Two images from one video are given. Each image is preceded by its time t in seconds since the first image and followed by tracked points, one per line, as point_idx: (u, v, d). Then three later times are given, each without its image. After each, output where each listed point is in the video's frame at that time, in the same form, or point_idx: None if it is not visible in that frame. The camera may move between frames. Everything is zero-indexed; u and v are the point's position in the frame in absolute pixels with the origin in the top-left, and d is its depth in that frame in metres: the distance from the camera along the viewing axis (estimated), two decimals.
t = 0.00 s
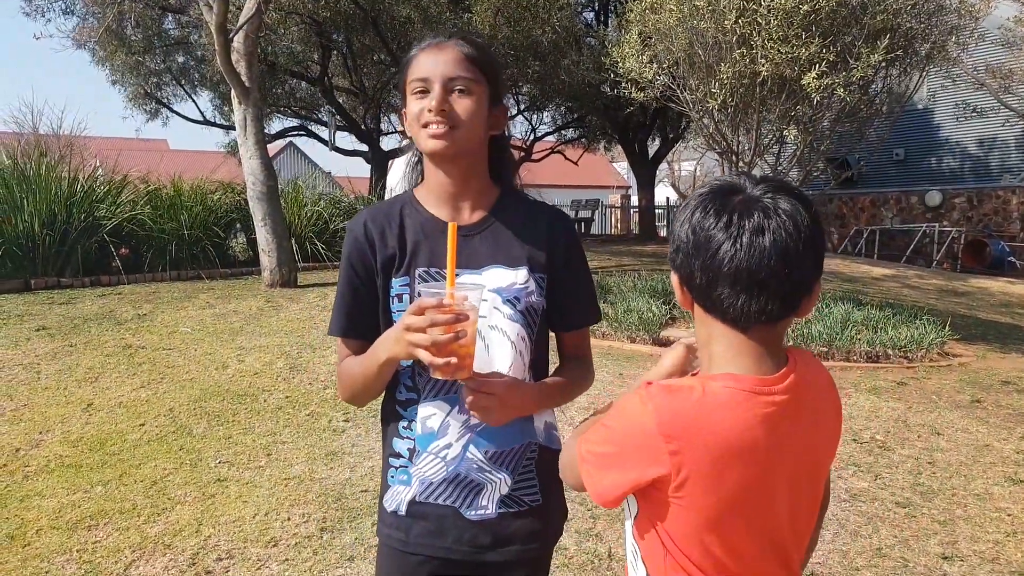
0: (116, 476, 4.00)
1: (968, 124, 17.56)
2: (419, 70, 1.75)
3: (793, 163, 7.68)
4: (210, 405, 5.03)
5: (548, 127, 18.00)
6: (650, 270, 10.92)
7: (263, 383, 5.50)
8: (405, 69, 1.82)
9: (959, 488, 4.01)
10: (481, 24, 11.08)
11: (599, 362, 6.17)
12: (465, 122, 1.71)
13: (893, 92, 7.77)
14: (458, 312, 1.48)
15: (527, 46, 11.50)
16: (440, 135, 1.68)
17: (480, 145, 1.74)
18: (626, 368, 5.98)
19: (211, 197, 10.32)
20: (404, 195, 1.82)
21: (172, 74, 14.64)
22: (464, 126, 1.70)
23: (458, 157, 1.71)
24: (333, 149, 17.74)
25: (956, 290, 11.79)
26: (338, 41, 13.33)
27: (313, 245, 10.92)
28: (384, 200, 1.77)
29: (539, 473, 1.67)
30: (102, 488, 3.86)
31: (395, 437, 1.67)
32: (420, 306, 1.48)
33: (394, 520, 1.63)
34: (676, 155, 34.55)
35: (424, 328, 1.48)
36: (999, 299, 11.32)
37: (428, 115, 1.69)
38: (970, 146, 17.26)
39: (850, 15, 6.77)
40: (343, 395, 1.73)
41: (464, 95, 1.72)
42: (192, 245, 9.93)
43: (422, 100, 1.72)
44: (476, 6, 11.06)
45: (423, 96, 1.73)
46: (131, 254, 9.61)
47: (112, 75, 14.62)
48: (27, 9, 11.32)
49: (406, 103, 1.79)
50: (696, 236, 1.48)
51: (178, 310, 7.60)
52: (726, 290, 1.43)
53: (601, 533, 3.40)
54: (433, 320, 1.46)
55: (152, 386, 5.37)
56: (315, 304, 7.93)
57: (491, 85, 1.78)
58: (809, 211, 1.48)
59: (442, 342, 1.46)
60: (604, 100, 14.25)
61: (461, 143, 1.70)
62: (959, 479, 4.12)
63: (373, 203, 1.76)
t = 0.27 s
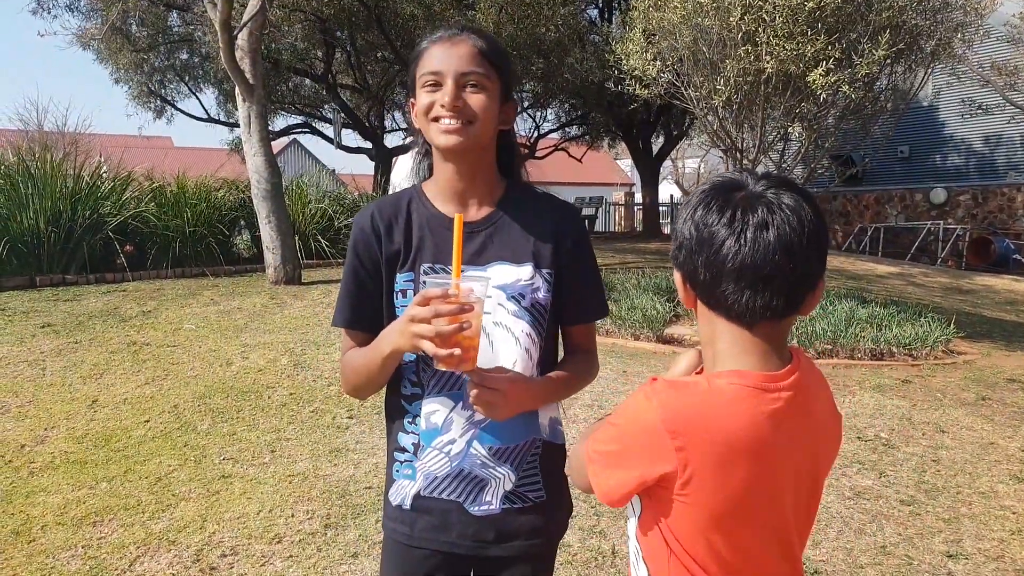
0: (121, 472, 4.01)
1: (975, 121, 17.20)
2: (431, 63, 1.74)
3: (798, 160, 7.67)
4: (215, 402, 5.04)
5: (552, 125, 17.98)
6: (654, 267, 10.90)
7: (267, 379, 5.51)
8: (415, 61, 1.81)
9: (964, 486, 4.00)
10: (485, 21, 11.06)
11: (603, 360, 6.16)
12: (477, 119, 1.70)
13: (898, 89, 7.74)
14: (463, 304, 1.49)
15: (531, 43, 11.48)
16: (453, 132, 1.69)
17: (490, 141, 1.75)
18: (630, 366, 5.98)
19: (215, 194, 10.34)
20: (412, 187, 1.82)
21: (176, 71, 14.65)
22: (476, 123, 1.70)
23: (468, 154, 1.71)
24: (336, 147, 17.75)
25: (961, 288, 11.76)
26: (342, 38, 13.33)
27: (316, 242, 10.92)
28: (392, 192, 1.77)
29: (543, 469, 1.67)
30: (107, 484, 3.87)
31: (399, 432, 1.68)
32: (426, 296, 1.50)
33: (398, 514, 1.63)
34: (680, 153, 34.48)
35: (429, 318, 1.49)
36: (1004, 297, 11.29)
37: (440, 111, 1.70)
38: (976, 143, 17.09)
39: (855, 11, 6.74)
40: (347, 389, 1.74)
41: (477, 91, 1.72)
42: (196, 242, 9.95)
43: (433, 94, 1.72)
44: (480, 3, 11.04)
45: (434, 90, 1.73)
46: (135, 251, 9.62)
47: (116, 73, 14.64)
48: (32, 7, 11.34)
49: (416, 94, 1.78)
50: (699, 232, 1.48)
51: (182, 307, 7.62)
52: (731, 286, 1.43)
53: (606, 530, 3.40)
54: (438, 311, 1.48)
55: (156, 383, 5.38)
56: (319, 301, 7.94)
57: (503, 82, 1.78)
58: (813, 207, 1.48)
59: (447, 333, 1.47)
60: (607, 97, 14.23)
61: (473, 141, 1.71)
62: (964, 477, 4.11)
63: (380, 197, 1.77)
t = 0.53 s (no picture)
0: (124, 472, 4.01)
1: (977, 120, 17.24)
2: (456, 60, 1.73)
3: (800, 159, 7.66)
4: (217, 402, 5.05)
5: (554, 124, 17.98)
6: (656, 267, 10.89)
7: (269, 379, 5.52)
8: (440, 53, 1.80)
9: (967, 486, 4.00)
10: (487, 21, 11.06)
11: (605, 359, 6.16)
12: (498, 122, 1.71)
13: (901, 88, 7.72)
14: (458, 307, 1.49)
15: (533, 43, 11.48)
16: (472, 133, 1.69)
17: (508, 144, 1.75)
18: (632, 365, 5.98)
19: (218, 194, 10.34)
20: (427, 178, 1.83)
21: (179, 71, 14.66)
22: (497, 126, 1.70)
23: (487, 156, 1.71)
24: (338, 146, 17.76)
25: (964, 287, 11.74)
26: (344, 38, 13.33)
27: (318, 242, 10.93)
28: (407, 182, 1.78)
29: (539, 467, 1.66)
30: (110, 484, 3.87)
31: (397, 420, 1.69)
32: (422, 302, 1.50)
33: (392, 500, 1.64)
34: (682, 152, 34.44)
35: (426, 323, 1.49)
36: (1007, 296, 11.27)
37: (460, 112, 1.70)
38: (980, 141, 17.04)
39: (858, 10, 6.73)
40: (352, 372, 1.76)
41: (499, 93, 1.71)
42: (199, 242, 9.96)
43: (455, 93, 1.72)
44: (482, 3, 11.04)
45: (457, 88, 1.73)
46: (138, 251, 9.64)
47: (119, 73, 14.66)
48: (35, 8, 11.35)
49: (439, 88, 1.78)
50: (701, 233, 1.48)
51: (184, 307, 7.63)
52: (733, 289, 1.43)
53: (609, 530, 3.39)
54: (434, 315, 1.47)
55: (159, 383, 5.39)
56: (321, 301, 7.94)
57: (527, 84, 1.77)
58: (816, 210, 1.48)
59: (443, 337, 1.48)
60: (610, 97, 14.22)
61: (492, 143, 1.71)
62: (966, 477, 4.11)
63: (395, 184, 1.77)
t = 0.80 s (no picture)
0: (125, 470, 4.02)
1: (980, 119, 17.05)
2: (482, 61, 1.72)
3: (802, 158, 7.65)
4: (218, 401, 5.05)
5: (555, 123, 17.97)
6: (658, 266, 10.88)
7: (270, 378, 5.52)
8: (467, 48, 1.79)
9: (968, 485, 3.99)
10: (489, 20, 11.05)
11: (607, 358, 6.16)
12: (518, 129, 1.71)
13: (903, 87, 7.71)
14: (434, 311, 1.51)
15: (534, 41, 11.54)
16: (491, 139, 1.70)
17: (524, 148, 1.74)
18: (632, 364, 5.98)
19: (219, 193, 10.34)
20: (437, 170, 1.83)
21: (180, 70, 14.67)
22: (517, 134, 1.71)
23: (504, 161, 1.71)
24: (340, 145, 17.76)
25: (965, 286, 11.73)
26: (345, 36, 13.32)
27: (320, 241, 10.94)
28: (416, 172, 1.79)
29: (517, 468, 1.65)
30: (111, 483, 3.88)
31: (384, 402, 1.72)
32: (401, 307, 1.54)
33: (372, 476, 1.69)
34: (683, 150, 34.39)
35: (404, 327, 1.54)
36: (1009, 294, 11.25)
37: (481, 115, 1.70)
38: (982, 140, 16.95)
39: (860, 9, 6.71)
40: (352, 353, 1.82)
41: (520, 98, 1.71)
42: (200, 240, 9.97)
43: (478, 95, 1.72)
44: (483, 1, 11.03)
45: (480, 90, 1.73)
46: (139, 249, 9.65)
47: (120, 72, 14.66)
48: (37, 7, 11.37)
49: (461, 86, 1.78)
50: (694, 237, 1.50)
51: (186, 306, 7.63)
52: (726, 293, 1.44)
53: (609, 528, 3.40)
54: (410, 320, 1.51)
55: (160, 381, 5.40)
56: (323, 300, 7.94)
57: (550, 90, 1.76)
58: (812, 214, 1.48)
59: (418, 342, 1.51)
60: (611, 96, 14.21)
61: (510, 150, 1.71)
62: (967, 476, 4.10)
63: (403, 174, 1.79)
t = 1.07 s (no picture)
0: (124, 470, 4.01)
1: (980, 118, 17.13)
2: (447, 63, 1.73)
3: (802, 158, 7.65)
4: (218, 400, 5.05)
5: (556, 122, 17.97)
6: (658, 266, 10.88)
7: (270, 377, 5.52)
8: (428, 55, 1.80)
9: (968, 485, 3.99)
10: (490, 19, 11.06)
11: (606, 357, 6.16)
12: (488, 125, 1.72)
13: (904, 87, 7.71)
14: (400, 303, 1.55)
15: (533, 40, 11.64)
16: (463, 139, 1.71)
17: (497, 144, 1.76)
18: (632, 364, 5.98)
19: (219, 192, 10.34)
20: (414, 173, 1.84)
21: (181, 69, 14.66)
22: (487, 131, 1.72)
23: (477, 159, 1.72)
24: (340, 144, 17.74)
25: (965, 286, 11.73)
26: (346, 35, 13.32)
27: (320, 240, 10.94)
28: (393, 175, 1.80)
29: (502, 460, 1.64)
30: (110, 482, 3.88)
31: (368, 399, 1.72)
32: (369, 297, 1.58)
33: (358, 473, 1.69)
34: (683, 150, 34.39)
35: (372, 319, 1.58)
36: (1009, 295, 11.25)
37: (452, 117, 1.72)
38: (983, 140, 16.94)
39: (861, 9, 6.71)
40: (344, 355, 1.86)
41: (489, 96, 1.72)
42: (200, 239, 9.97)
43: (447, 97, 1.73)
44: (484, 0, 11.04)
45: (448, 92, 1.74)
46: (139, 248, 9.64)
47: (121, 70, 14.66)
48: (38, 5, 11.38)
49: (428, 91, 1.79)
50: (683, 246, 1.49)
51: (186, 305, 7.62)
52: (711, 301, 1.45)
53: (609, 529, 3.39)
54: (375, 311, 1.56)
55: (160, 380, 5.40)
56: (323, 299, 7.94)
57: (516, 83, 1.77)
58: (804, 218, 1.46)
59: (383, 332, 1.55)
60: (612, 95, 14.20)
61: (482, 147, 1.72)
62: (967, 476, 4.10)
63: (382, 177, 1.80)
